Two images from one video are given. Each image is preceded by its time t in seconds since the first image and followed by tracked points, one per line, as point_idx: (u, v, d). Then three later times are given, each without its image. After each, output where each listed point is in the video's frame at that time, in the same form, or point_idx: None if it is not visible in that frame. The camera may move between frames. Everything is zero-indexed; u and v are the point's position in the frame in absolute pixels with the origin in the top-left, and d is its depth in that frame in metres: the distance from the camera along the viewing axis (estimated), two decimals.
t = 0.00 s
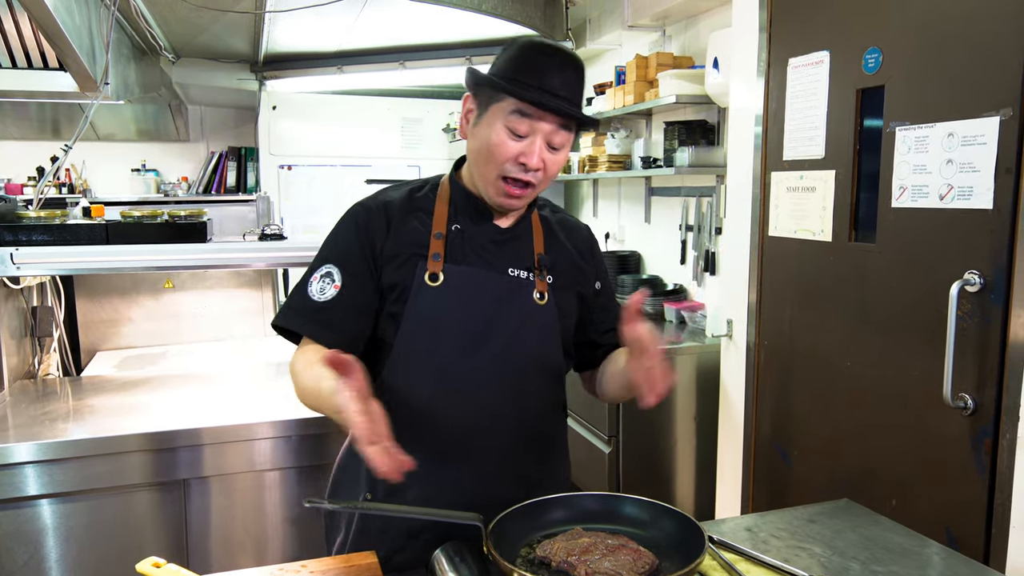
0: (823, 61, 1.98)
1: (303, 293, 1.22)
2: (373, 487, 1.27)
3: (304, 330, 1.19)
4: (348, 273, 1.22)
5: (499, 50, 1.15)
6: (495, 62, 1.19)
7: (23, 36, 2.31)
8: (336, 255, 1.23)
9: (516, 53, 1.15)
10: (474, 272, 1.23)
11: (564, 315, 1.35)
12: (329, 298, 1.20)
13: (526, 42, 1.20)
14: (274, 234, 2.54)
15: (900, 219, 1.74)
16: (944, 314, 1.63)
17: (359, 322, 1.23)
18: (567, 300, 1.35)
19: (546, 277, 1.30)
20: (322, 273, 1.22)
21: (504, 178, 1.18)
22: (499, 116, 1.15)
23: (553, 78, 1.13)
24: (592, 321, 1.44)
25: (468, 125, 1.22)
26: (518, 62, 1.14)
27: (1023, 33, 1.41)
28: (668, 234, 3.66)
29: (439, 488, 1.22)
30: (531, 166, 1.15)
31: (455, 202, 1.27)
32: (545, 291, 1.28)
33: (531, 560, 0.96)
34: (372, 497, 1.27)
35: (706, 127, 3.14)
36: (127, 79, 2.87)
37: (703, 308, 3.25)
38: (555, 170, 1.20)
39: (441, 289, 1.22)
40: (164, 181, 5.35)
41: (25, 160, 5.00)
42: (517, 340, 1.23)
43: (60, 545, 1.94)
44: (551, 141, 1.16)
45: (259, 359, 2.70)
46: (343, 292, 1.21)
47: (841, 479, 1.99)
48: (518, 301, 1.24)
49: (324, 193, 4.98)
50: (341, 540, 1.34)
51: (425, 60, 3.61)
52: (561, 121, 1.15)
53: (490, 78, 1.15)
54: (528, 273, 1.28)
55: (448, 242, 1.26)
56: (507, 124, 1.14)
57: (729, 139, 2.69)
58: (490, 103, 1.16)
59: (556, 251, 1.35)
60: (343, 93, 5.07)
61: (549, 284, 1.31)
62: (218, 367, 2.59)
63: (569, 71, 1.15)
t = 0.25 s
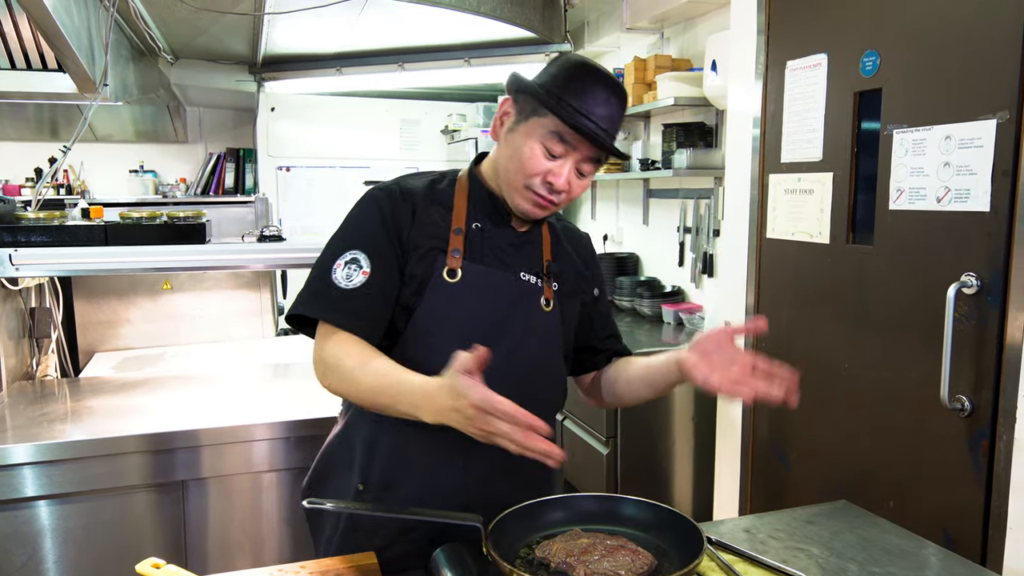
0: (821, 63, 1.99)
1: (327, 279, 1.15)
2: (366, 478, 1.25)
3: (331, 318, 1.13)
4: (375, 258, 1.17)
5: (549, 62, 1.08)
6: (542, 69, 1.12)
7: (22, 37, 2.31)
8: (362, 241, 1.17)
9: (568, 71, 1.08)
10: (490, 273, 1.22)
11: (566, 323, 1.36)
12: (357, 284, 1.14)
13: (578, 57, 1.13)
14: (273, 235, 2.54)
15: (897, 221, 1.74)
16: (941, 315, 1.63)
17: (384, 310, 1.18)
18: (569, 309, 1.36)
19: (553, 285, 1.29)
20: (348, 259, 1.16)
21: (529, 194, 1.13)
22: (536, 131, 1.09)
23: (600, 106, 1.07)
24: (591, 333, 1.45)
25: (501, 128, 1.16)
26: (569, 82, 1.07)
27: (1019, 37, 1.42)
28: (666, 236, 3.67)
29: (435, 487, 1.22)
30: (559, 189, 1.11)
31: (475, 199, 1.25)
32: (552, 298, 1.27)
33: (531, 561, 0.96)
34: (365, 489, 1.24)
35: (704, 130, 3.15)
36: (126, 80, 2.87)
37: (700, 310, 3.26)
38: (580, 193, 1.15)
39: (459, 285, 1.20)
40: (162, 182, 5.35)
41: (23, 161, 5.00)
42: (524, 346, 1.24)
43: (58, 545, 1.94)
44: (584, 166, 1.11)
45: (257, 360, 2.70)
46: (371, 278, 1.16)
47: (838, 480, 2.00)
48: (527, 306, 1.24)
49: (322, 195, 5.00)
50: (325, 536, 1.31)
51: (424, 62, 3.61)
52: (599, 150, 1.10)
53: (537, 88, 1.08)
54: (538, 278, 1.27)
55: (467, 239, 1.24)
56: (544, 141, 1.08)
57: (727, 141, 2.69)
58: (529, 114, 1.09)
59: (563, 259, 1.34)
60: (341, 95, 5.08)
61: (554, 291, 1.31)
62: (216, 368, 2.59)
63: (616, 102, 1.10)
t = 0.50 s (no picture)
0: (819, 66, 2.00)
1: (346, 286, 1.13)
2: (364, 486, 1.25)
3: (350, 328, 1.11)
4: (396, 270, 1.15)
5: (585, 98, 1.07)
6: (580, 95, 1.10)
7: (21, 39, 2.31)
8: (384, 251, 1.15)
9: (605, 109, 1.07)
10: (506, 292, 1.22)
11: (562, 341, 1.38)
12: (376, 296, 1.13)
13: (618, 89, 1.11)
14: (273, 236, 2.54)
15: (895, 223, 1.75)
16: (938, 317, 1.64)
17: (399, 322, 1.17)
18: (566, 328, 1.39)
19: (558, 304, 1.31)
20: (368, 267, 1.13)
21: (551, 222, 1.15)
22: (564, 165, 1.09)
23: (633, 149, 1.07)
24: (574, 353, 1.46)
25: (531, 150, 1.16)
26: (605, 121, 1.06)
27: (1016, 40, 1.43)
28: (664, 237, 3.68)
29: (431, 497, 1.23)
30: (580, 222, 1.13)
31: (493, 215, 1.24)
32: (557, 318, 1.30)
33: (531, 562, 0.96)
34: (362, 497, 1.25)
35: (702, 132, 3.16)
36: (125, 81, 2.87)
37: (698, 312, 3.27)
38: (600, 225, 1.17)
39: (474, 302, 1.20)
40: (160, 183, 5.35)
41: (22, 162, 5.00)
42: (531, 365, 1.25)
43: (56, 546, 1.94)
44: (607, 202, 1.12)
45: (255, 362, 2.70)
46: (393, 290, 1.14)
47: (836, 482, 2.00)
48: (538, 326, 1.25)
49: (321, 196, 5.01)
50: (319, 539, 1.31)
51: (423, 63, 3.62)
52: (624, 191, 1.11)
53: (570, 121, 1.08)
54: (548, 297, 1.28)
55: (485, 255, 1.23)
56: (572, 177, 1.09)
57: (725, 143, 2.70)
58: (560, 146, 1.10)
59: (569, 279, 1.36)
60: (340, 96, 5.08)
61: (558, 310, 1.33)
62: (215, 370, 2.59)
63: (649, 143, 1.09)
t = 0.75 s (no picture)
0: (815, 66, 2.00)
1: (329, 276, 1.14)
2: (361, 489, 1.24)
3: (330, 320, 1.13)
4: (380, 266, 1.15)
5: (589, 95, 1.07)
6: (582, 93, 1.11)
7: (16, 40, 2.31)
8: (371, 246, 1.15)
9: (607, 104, 1.07)
10: (503, 291, 1.21)
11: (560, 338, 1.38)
12: (356, 290, 1.14)
13: (618, 84, 1.11)
14: (269, 238, 2.54)
15: (891, 223, 1.75)
16: (935, 317, 1.64)
17: (380, 317, 1.17)
18: (564, 326, 1.38)
19: (558, 301, 1.31)
20: (352, 260, 1.14)
21: (553, 221, 1.14)
22: (568, 162, 1.09)
23: (635, 144, 1.08)
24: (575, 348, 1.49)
25: (531, 150, 1.16)
26: (608, 116, 1.06)
27: (1012, 40, 1.43)
28: (661, 238, 3.68)
29: (427, 498, 1.24)
30: (583, 220, 1.12)
31: (491, 213, 1.24)
32: (555, 316, 1.30)
33: (530, 562, 0.96)
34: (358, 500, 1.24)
35: (698, 132, 3.16)
36: (121, 83, 2.87)
37: (695, 312, 3.27)
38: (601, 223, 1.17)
39: (470, 302, 1.20)
40: (155, 185, 5.33)
41: (16, 163, 4.98)
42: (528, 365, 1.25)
43: (51, 549, 1.93)
44: (610, 199, 1.13)
45: (251, 363, 2.70)
46: (375, 285, 1.15)
47: (833, 481, 2.00)
48: (536, 325, 1.25)
49: (317, 197, 5.00)
50: (316, 540, 1.30)
51: (420, 64, 3.61)
52: (627, 187, 1.11)
53: (573, 119, 1.08)
54: (547, 296, 1.28)
55: (482, 254, 1.23)
56: (574, 175, 1.09)
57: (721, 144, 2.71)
58: (563, 143, 1.10)
59: (568, 276, 1.35)
60: (336, 97, 5.07)
61: (558, 308, 1.32)
62: (211, 371, 2.58)
63: (652, 138, 1.10)
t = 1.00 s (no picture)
0: (808, 63, 2.01)
1: (298, 270, 1.17)
2: (355, 491, 1.25)
3: (290, 314, 1.16)
4: (348, 264, 1.17)
5: (584, 90, 1.06)
6: (575, 87, 1.09)
7: (5, 38, 2.29)
8: (342, 243, 1.16)
9: (600, 98, 1.07)
10: (490, 293, 1.20)
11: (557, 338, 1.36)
12: (320, 285, 1.15)
13: (609, 74, 1.10)
14: (262, 236, 2.53)
15: (884, 220, 1.76)
16: (928, 313, 1.65)
17: (345, 314, 1.19)
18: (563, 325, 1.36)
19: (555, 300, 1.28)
20: (321, 256, 1.16)
21: (551, 219, 1.13)
22: (565, 159, 1.08)
23: (630, 137, 1.07)
24: (581, 344, 1.49)
25: (524, 147, 1.14)
26: (601, 111, 1.06)
27: (1003, 38, 1.44)
28: (654, 235, 3.68)
29: (422, 498, 1.24)
30: (582, 217, 1.12)
31: (479, 213, 1.23)
32: (552, 315, 1.27)
33: (529, 559, 0.95)
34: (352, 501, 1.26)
35: (691, 130, 3.17)
36: (110, 81, 2.85)
37: (688, 309, 3.28)
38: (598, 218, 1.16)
39: (456, 304, 1.19)
40: (146, 184, 5.30)
41: (5, 163, 4.94)
42: (522, 367, 1.23)
43: (43, 552, 1.92)
44: (607, 194, 1.12)
45: (244, 363, 2.68)
46: (337, 282, 1.16)
47: (829, 477, 2.01)
48: (529, 324, 1.23)
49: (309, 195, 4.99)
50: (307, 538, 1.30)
51: (412, 62, 3.60)
52: (624, 182, 1.10)
53: (569, 115, 1.07)
54: (540, 294, 1.26)
55: (469, 254, 1.23)
56: (571, 172, 1.08)
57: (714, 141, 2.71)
58: (559, 141, 1.08)
59: (564, 274, 1.33)
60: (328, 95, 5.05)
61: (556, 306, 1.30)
62: (204, 371, 2.57)
63: (647, 130, 1.09)
